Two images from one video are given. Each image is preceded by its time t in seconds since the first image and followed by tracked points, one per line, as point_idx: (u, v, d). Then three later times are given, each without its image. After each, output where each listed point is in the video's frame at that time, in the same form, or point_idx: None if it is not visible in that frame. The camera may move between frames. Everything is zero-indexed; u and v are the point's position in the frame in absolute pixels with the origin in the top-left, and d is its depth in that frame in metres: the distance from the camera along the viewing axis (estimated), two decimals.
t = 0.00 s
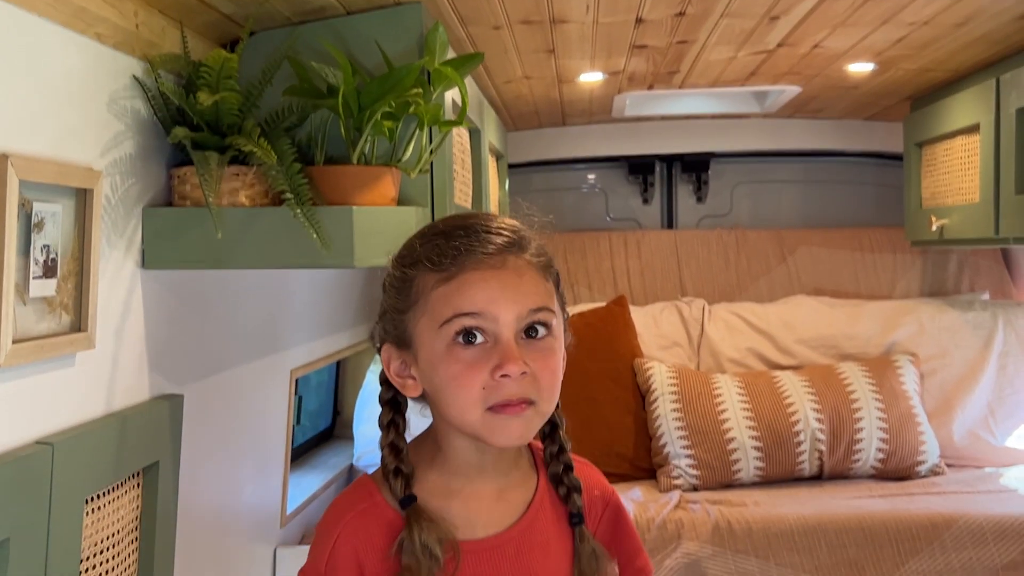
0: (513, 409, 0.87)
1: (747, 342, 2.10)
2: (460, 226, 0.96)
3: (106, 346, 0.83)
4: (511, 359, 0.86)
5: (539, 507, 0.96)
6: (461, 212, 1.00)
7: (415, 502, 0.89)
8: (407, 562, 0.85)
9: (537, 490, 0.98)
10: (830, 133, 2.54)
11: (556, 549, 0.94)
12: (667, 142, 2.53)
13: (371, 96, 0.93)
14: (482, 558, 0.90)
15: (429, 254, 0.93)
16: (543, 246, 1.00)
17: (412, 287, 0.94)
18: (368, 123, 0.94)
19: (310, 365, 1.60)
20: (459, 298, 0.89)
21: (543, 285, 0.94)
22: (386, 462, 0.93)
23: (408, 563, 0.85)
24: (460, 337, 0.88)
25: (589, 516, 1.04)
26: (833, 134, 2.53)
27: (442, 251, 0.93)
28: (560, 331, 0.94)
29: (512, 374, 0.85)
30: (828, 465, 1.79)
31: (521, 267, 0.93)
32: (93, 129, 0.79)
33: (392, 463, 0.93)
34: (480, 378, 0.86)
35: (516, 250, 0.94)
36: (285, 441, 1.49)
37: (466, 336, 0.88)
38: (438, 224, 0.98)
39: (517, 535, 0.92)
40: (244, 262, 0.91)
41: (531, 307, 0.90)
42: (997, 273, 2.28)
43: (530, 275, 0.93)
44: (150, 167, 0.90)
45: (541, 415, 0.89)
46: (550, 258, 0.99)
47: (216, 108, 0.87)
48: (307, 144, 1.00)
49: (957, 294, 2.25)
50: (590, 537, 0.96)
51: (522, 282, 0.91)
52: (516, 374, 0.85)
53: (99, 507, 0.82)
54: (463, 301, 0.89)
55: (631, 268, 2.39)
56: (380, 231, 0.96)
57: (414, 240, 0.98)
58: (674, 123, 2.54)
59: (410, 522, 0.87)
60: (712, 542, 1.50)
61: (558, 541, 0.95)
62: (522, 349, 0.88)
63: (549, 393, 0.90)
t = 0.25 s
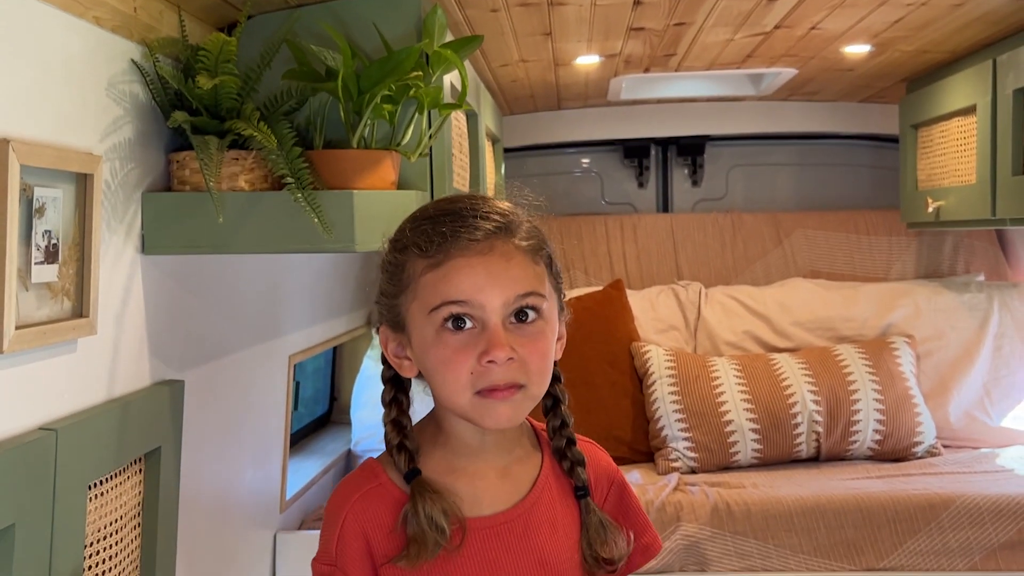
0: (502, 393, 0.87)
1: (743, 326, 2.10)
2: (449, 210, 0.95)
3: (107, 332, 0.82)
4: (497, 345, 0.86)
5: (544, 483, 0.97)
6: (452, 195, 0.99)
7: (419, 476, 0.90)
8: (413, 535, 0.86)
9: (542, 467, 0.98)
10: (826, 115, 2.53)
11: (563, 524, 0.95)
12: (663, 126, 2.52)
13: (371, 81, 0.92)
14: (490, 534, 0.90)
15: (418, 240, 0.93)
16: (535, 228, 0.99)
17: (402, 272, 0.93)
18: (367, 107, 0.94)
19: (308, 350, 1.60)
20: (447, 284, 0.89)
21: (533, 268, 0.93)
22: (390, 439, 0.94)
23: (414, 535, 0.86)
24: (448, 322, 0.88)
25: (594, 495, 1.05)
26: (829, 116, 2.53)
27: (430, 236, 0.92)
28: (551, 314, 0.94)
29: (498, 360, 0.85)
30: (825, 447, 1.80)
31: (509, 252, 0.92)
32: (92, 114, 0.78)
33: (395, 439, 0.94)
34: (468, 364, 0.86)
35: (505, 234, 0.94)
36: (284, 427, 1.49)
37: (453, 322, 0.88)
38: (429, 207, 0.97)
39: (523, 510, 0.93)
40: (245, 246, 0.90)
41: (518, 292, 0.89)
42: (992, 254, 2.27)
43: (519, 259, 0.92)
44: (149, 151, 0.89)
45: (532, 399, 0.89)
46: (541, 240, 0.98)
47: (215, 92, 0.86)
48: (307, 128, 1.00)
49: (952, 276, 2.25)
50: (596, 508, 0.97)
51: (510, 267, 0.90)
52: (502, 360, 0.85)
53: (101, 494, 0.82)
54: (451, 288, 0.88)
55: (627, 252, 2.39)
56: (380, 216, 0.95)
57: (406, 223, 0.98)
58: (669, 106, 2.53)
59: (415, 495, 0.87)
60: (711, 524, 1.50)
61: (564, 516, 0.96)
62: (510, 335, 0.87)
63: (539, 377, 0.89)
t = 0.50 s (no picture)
0: (505, 381, 0.88)
1: (738, 312, 2.11)
2: (458, 198, 0.95)
3: (109, 319, 0.83)
4: (500, 334, 0.86)
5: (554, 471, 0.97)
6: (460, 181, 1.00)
7: (427, 457, 0.91)
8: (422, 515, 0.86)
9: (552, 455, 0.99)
10: (820, 102, 2.54)
11: (573, 511, 0.96)
12: (657, 113, 2.52)
13: (370, 68, 0.92)
14: (499, 521, 0.91)
15: (425, 228, 0.93)
16: (543, 215, 0.99)
17: (410, 259, 0.94)
18: (367, 94, 0.94)
19: (305, 338, 1.60)
20: (452, 273, 0.89)
21: (539, 257, 0.93)
22: (400, 420, 0.95)
23: (423, 515, 0.86)
24: (453, 310, 0.88)
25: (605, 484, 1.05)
26: (823, 103, 2.53)
27: (437, 225, 0.93)
28: (557, 303, 0.94)
29: (501, 349, 0.86)
30: (820, 432, 1.81)
31: (515, 240, 0.92)
32: (93, 102, 0.78)
33: (406, 420, 0.95)
34: (471, 352, 0.86)
35: (511, 223, 0.94)
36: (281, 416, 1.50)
37: (458, 309, 0.88)
38: (438, 194, 0.97)
39: (531, 498, 0.93)
40: (246, 234, 0.90)
41: (523, 282, 0.89)
42: (985, 241, 2.28)
43: (525, 248, 0.92)
44: (149, 139, 0.89)
45: (535, 386, 0.90)
46: (549, 228, 0.98)
47: (215, 80, 0.86)
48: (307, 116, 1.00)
49: (946, 262, 2.26)
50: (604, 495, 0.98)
51: (515, 256, 0.90)
52: (504, 349, 0.86)
53: (104, 481, 0.83)
54: (456, 277, 0.89)
55: (622, 239, 2.39)
56: (381, 203, 0.96)
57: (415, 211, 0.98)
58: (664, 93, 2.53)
59: (422, 474, 0.88)
60: (708, 509, 1.51)
61: (573, 503, 0.96)
62: (513, 324, 0.88)
63: (543, 366, 0.90)
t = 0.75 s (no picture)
0: (504, 376, 0.88)
1: (734, 305, 2.12)
2: (462, 192, 0.96)
3: (112, 311, 0.83)
4: (501, 328, 0.86)
5: (557, 467, 0.98)
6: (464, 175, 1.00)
7: (430, 447, 0.92)
8: (423, 504, 0.87)
9: (555, 451, 1.00)
10: (816, 96, 2.54)
11: (576, 508, 0.96)
12: (653, 107, 2.53)
13: (371, 61, 0.93)
14: (504, 516, 0.91)
15: (429, 221, 0.94)
16: (547, 210, 0.99)
17: (414, 252, 0.95)
18: (367, 87, 0.94)
19: (304, 331, 1.60)
20: (454, 266, 0.90)
21: (542, 252, 0.94)
22: (403, 412, 0.96)
23: (425, 505, 0.87)
24: (454, 303, 0.89)
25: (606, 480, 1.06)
26: (819, 97, 2.54)
27: (440, 218, 0.93)
28: (560, 298, 0.94)
29: (501, 343, 0.86)
30: (816, 424, 1.82)
31: (517, 235, 0.92)
32: (95, 95, 0.78)
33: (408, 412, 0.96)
34: (471, 345, 0.87)
35: (514, 218, 0.94)
36: (279, 409, 1.50)
37: (459, 303, 0.89)
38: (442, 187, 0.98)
39: (535, 494, 0.94)
40: (247, 227, 0.91)
41: (525, 276, 0.90)
42: (979, 234, 2.29)
43: (527, 243, 0.93)
44: (150, 132, 0.89)
45: (535, 381, 0.90)
46: (553, 224, 0.98)
47: (215, 73, 0.86)
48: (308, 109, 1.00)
49: (940, 256, 2.27)
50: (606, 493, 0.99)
51: (517, 251, 0.91)
52: (504, 343, 0.86)
53: (107, 473, 0.83)
54: (458, 270, 0.89)
55: (618, 232, 2.40)
56: (382, 195, 0.96)
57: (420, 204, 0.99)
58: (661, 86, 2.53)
59: (424, 466, 0.89)
60: (704, 501, 1.52)
61: (576, 500, 0.97)
62: (514, 318, 0.88)
63: (543, 361, 0.90)
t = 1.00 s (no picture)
0: (487, 373, 0.87)
1: (729, 299, 2.12)
2: (446, 187, 0.95)
3: (110, 303, 0.83)
4: (482, 325, 0.86)
5: (552, 468, 0.98)
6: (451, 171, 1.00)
7: (420, 447, 0.93)
8: (414, 505, 0.88)
9: (551, 451, 1.00)
10: (812, 90, 2.54)
11: (573, 509, 0.96)
12: (649, 101, 2.53)
13: (371, 52, 0.92)
14: (499, 518, 0.92)
15: (412, 217, 0.94)
16: (534, 205, 0.98)
17: (399, 249, 0.95)
18: (366, 79, 0.94)
19: (299, 324, 1.60)
20: (436, 263, 0.90)
21: (526, 248, 0.93)
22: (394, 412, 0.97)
23: (417, 506, 0.87)
24: (437, 300, 0.89)
25: (606, 478, 1.05)
26: (814, 91, 2.54)
27: (423, 214, 0.93)
28: (546, 295, 0.93)
29: (483, 340, 0.85)
30: (810, 418, 1.83)
31: (500, 230, 0.92)
32: (93, 85, 0.78)
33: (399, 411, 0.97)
34: (454, 342, 0.86)
35: (498, 213, 0.93)
36: (275, 400, 1.49)
37: (442, 299, 0.89)
38: (428, 183, 0.98)
39: (531, 495, 0.94)
40: (247, 219, 0.91)
41: (507, 272, 0.89)
42: (973, 229, 2.30)
43: (510, 238, 0.92)
44: (148, 123, 0.89)
45: (521, 379, 0.89)
46: (540, 218, 0.97)
47: (213, 64, 0.86)
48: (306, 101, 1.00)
49: (934, 250, 2.28)
50: (605, 492, 0.99)
51: (500, 247, 0.90)
52: (486, 340, 0.85)
53: (104, 465, 0.83)
54: (440, 267, 0.89)
55: (613, 226, 2.40)
56: (381, 188, 0.96)
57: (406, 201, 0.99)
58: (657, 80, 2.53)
59: (415, 467, 0.90)
60: (700, 494, 1.53)
61: (574, 500, 0.97)
62: (497, 315, 0.87)
63: (530, 359, 0.89)
